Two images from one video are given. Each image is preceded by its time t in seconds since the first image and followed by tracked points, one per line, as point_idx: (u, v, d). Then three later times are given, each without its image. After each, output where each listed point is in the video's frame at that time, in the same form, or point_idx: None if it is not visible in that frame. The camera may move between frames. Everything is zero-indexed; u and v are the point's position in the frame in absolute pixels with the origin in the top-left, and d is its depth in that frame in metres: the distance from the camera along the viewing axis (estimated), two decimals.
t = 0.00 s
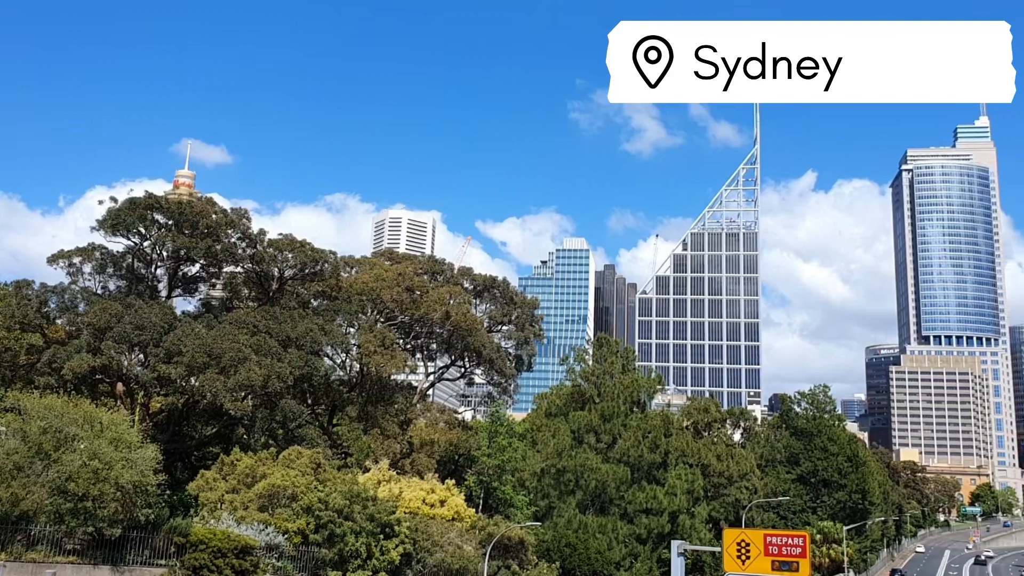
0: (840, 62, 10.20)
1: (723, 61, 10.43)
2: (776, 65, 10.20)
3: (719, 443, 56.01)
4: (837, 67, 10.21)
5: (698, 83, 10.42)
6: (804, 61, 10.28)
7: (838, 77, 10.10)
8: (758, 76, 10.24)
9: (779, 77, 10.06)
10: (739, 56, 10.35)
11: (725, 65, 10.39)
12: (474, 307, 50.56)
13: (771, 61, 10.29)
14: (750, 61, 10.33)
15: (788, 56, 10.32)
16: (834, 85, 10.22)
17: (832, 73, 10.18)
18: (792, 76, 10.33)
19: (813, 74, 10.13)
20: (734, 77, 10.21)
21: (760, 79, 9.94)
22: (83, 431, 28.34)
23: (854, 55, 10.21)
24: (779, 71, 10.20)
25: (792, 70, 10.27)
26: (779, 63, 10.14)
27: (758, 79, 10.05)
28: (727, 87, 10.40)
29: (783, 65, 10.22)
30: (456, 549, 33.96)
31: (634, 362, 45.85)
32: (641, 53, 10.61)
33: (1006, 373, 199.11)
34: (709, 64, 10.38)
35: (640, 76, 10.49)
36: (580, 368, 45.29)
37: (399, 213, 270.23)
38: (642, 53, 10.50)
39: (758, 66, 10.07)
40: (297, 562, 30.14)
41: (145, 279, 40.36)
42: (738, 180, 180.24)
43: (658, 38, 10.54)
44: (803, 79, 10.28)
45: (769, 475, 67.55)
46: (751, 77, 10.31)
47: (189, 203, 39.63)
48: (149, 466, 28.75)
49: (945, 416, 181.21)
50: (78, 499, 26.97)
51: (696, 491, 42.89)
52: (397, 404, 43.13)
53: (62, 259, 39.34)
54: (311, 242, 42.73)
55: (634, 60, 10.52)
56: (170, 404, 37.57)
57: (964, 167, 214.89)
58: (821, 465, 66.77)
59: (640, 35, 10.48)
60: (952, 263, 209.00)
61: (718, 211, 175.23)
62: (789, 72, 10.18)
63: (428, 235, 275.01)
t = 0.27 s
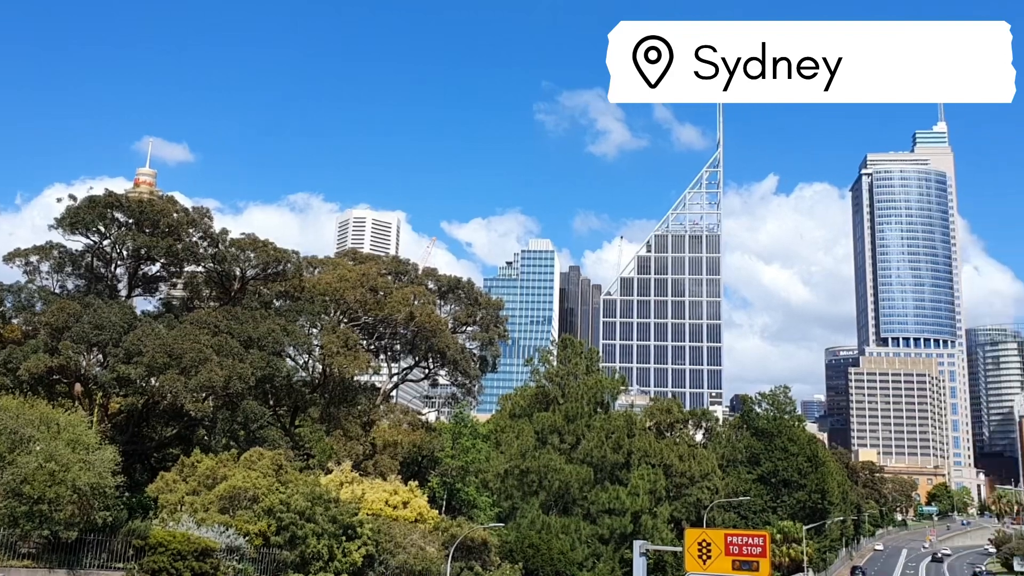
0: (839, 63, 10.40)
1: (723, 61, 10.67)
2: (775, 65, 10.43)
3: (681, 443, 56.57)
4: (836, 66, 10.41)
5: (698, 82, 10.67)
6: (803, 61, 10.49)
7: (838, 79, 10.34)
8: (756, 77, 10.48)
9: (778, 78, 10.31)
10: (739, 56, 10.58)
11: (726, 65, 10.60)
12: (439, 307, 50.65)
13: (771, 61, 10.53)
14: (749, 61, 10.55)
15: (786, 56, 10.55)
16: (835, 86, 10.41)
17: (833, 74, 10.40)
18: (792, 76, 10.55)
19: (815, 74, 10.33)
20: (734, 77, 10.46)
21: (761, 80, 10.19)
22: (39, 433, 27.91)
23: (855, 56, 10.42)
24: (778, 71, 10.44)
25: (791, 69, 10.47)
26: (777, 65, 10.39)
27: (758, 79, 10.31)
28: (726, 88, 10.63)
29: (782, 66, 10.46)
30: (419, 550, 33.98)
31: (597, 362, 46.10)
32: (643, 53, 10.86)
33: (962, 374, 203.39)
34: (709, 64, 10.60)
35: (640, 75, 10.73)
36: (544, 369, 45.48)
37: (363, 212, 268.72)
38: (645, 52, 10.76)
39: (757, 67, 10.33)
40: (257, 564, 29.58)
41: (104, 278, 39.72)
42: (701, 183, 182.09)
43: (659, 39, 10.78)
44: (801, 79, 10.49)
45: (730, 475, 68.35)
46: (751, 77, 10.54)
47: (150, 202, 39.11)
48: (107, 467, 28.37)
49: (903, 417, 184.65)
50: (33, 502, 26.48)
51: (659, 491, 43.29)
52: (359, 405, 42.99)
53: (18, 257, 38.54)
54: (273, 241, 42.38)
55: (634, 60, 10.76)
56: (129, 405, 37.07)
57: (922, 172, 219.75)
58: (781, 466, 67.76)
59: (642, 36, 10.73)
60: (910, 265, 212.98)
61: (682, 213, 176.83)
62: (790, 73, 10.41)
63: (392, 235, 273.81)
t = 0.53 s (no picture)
0: (842, 62, 9.75)
1: (724, 60, 10.00)
2: (777, 65, 9.78)
3: (636, 443, 57.19)
4: (839, 67, 9.78)
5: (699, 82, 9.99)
6: (806, 61, 9.83)
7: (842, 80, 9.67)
8: (756, 78, 9.83)
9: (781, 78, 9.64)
10: (741, 54, 9.92)
11: (726, 64, 9.96)
12: (394, 308, 50.45)
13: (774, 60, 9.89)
14: (751, 60, 9.90)
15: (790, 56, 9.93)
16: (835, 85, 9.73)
17: (833, 73, 9.78)
18: (793, 76, 9.87)
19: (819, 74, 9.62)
20: (736, 77, 9.78)
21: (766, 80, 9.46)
22: None
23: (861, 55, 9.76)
24: (780, 72, 9.78)
25: (792, 70, 9.80)
26: (780, 64, 9.73)
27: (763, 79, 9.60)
28: (726, 89, 9.98)
29: (785, 66, 9.80)
30: (373, 552, 33.97)
31: (554, 363, 46.33)
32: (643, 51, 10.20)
33: (909, 375, 208.31)
34: (707, 64, 9.95)
35: (639, 76, 10.07)
36: (501, 371, 45.54)
37: (318, 212, 266.41)
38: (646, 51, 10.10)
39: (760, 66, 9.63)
40: (210, 567, 29.50)
41: (52, 277, 38.94)
42: (657, 185, 184.05)
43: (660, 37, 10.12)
44: (804, 79, 9.82)
45: (684, 475, 69.42)
46: (752, 77, 9.90)
47: (100, 199, 38.43)
48: (54, 470, 27.73)
49: (852, 417, 188.61)
50: None
51: (613, 491, 43.83)
52: (313, 406, 42.71)
53: None
54: (227, 241, 41.92)
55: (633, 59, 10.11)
56: (78, 407, 36.41)
57: (872, 177, 225.16)
58: (733, 465, 68.80)
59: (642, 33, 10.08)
60: (859, 268, 217.55)
61: (638, 215, 178.48)
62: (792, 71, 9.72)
63: (348, 235, 271.88)
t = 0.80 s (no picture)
0: (838, 64, 10.79)
1: (723, 61, 10.98)
2: (775, 66, 10.78)
3: (599, 443, 57.61)
4: (837, 67, 10.81)
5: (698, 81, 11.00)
6: (802, 62, 10.85)
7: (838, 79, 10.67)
8: (757, 76, 10.83)
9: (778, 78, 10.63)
10: (740, 55, 10.91)
11: (725, 64, 10.95)
12: (357, 308, 50.21)
13: (770, 62, 10.87)
14: (749, 61, 10.89)
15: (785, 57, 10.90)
16: (834, 85, 10.77)
17: (834, 74, 10.75)
18: (791, 75, 10.88)
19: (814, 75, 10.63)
20: (735, 76, 10.76)
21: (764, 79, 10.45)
22: None
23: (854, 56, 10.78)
24: (778, 72, 10.77)
25: (791, 69, 10.83)
26: (778, 65, 10.70)
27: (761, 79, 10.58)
28: (726, 87, 10.98)
29: (781, 66, 10.79)
30: (334, 553, 33.82)
31: (517, 363, 46.56)
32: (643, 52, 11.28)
33: (867, 376, 212.13)
34: (709, 64, 10.95)
35: (642, 75, 11.12)
36: (464, 371, 45.57)
37: (280, 211, 263.98)
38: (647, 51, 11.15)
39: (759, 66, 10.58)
40: (168, 568, 29.24)
41: (7, 274, 38.07)
42: (621, 187, 185.28)
43: (660, 38, 11.19)
44: (802, 78, 10.84)
45: (645, 474, 70.31)
46: (751, 77, 10.88)
47: (58, 196, 37.79)
48: (7, 473, 27.09)
49: (811, 417, 191.49)
50: None
51: (575, 491, 44.31)
52: (274, 407, 42.24)
53: None
54: (187, 239, 41.59)
55: (636, 59, 11.19)
56: (33, 407, 35.73)
57: (831, 180, 229.09)
58: (694, 465, 69.58)
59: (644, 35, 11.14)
60: (819, 270, 221.07)
61: (602, 217, 179.49)
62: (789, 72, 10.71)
63: (311, 234, 269.71)
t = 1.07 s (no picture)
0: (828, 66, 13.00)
1: (725, 63, 13.30)
2: (772, 65, 13.01)
3: (569, 443, 57.95)
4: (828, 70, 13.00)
5: (701, 79, 13.34)
6: (795, 64, 13.08)
7: (828, 77, 12.86)
8: (754, 74, 13.06)
9: (774, 76, 12.86)
10: (738, 60, 13.23)
11: (727, 65, 13.24)
12: (326, 307, 50.09)
13: (767, 63, 13.11)
14: (747, 63, 13.18)
15: (778, 60, 13.17)
16: (832, 86, 13.04)
17: (831, 75, 12.85)
18: (788, 75, 13.14)
19: (809, 76, 12.90)
20: (734, 74, 13.04)
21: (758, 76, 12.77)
22: None
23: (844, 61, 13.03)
24: (774, 71, 13.01)
25: (787, 70, 13.06)
26: (774, 65, 12.94)
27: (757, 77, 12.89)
28: (726, 84, 13.22)
29: (775, 67, 13.04)
30: (302, 554, 33.70)
31: (488, 364, 46.61)
32: (650, 52, 13.65)
33: (834, 376, 215.05)
34: (711, 64, 13.22)
35: (645, 73, 13.52)
36: (434, 371, 45.56)
37: (250, 209, 261.88)
38: (653, 50, 13.55)
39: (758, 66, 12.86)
40: (133, 569, 28.91)
41: None
42: (593, 188, 186.03)
43: (661, 42, 13.60)
44: (797, 77, 13.07)
45: (616, 474, 69.80)
46: (749, 76, 13.11)
47: (23, 192, 37.23)
48: None
49: (779, 417, 193.49)
50: None
51: (545, 491, 44.51)
52: (243, 406, 41.92)
53: None
54: (155, 237, 41.33)
55: (640, 59, 13.58)
56: None
57: (800, 183, 231.84)
58: (663, 465, 70.22)
59: (649, 39, 13.55)
60: (787, 271, 223.66)
61: (573, 217, 179.98)
62: (787, 73, 13.01)
63: (281, 233, 267.86)
